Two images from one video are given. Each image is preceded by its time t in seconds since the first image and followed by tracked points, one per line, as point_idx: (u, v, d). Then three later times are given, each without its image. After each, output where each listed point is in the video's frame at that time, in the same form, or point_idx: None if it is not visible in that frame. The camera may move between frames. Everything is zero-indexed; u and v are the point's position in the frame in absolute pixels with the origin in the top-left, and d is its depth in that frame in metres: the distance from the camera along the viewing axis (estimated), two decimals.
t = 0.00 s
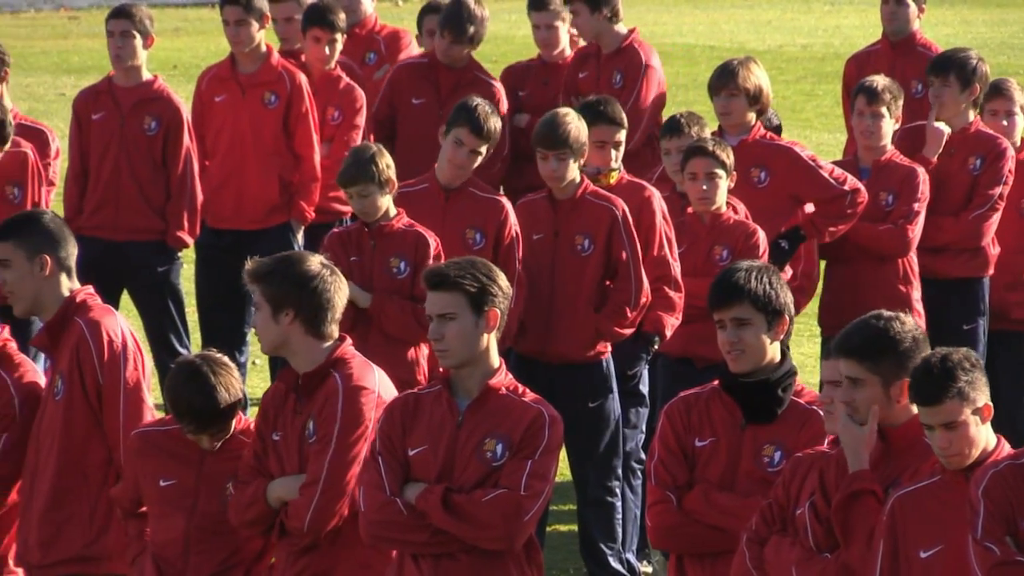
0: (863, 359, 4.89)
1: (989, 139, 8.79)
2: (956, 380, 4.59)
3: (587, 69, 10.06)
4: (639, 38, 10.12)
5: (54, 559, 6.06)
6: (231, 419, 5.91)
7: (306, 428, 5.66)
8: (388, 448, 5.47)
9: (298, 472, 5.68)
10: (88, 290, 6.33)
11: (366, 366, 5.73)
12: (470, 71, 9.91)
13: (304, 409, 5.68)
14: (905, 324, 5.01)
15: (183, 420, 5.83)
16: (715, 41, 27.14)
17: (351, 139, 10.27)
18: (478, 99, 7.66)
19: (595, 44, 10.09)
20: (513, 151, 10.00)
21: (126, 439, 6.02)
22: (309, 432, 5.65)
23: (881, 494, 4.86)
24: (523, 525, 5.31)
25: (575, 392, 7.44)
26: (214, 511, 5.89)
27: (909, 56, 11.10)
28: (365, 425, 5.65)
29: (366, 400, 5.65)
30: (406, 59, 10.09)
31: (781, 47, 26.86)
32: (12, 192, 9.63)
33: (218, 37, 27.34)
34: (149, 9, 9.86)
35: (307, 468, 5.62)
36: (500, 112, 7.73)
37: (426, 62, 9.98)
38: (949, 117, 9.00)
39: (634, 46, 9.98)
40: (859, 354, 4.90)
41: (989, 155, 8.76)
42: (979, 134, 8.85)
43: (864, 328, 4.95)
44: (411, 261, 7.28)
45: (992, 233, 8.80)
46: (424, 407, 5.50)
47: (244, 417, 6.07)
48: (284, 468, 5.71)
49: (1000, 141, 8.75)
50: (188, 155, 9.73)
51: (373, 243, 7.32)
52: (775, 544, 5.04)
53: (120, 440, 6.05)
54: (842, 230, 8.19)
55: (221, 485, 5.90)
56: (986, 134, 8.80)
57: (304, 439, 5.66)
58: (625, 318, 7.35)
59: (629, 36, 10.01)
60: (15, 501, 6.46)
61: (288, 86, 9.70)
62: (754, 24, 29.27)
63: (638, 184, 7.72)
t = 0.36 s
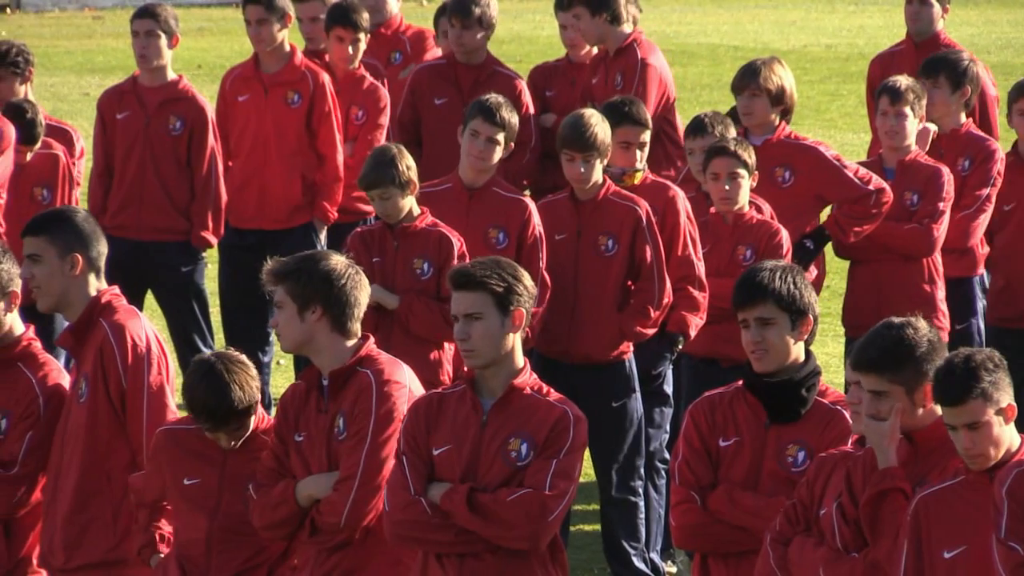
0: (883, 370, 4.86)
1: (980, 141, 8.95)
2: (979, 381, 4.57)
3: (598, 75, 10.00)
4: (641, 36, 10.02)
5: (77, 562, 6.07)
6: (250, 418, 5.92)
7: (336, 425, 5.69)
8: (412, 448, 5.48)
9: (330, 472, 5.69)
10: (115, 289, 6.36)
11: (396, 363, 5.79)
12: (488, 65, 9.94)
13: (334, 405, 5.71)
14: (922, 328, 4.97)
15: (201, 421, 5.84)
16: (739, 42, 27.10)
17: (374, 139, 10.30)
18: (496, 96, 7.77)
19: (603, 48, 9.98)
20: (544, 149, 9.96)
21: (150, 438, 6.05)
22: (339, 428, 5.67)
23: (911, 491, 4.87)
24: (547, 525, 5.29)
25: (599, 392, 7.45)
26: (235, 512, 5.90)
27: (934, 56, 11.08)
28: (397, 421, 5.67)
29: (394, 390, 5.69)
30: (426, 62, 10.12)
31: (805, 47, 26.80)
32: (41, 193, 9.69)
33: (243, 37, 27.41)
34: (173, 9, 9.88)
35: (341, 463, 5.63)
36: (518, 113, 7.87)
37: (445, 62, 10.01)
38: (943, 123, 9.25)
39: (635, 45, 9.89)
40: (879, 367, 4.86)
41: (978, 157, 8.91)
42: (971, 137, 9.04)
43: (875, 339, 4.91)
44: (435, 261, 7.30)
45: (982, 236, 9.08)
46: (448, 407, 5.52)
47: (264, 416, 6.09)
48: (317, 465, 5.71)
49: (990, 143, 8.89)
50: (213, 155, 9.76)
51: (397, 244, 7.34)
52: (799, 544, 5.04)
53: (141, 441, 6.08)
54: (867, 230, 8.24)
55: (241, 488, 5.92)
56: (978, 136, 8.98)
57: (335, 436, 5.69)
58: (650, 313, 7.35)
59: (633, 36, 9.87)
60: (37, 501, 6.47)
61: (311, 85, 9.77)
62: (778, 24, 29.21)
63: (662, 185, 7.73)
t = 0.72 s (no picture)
0: (908, 380, 4.83)
1: (981, 141, 9.27)
2: (1005, 381, 4.54)
3: (626, 75, 9.99)
4: (666, 36, 9.98)
5: (109, 564, 6.08)
6: (275, 389, 5.91)
7: (373, 425, 5.69)
8: (439, 448, 5.49)
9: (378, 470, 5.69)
10: (142, 290, 6.38)
11: (432, 365, 5.82)
12: (507, 65, 9.93)
13: (369, 406, 5.72)
14: (942, 330, 4.95)
15: (231, 384, 5.80)
16: (765, 42, 27.14)
17: (403, 139, 10.34)
18: (516, 95, 7.78)
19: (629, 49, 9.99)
20: (568, 147, 10.00)
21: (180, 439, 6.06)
22: (377, 429, 5.68)
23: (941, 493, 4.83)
24: (575, 525, 5.29)
25: (630, 392, 7.45)
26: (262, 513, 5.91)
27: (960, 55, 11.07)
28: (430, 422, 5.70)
29: (434, 392, 5.73)
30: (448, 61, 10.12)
31: (832, 47, 26.74)
32: (81, 193, 9.54)
33: (269, 37, 27.48)
34: (201, 9, 9.92)
35: (381, 464, 5.64)
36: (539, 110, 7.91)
37: (466, 62, 10.01)
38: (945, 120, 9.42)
39: (660, 44, 9.86)
40: (904, 378, 4.83)
41: (979, 157, 9.22)
42: (972, 134, 9.31)
43: (897, 354, 4.88)
44: (460, 261, 7.31)
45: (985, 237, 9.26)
46: (476, 407, 5.52)
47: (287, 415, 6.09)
48: (352, 467, 5.72)
49: (990, 143, 9.24)
50: (241, 155, 9.78)
51: (423, 245, 7.35)
52: (826, 544, 5.04)
53: (172, 442, 6.09)
54: (895, 230, 8.29)
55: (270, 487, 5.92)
56: (979, 136, 9.28)
57: (371, 436, 5.70)
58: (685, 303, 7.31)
59: (658, 35, 9.88)
60: (64, 499, 6.47)
61: (338, 85, 9.77)
62: (805, 24, 29.16)
63: (688, 184, 7.75)
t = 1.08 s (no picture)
0: (944, 377, 4.82)
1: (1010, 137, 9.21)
2: None
3: (660, 76, 9.98)
4: (701, 36, 10.00)
5: (144, 566, 6.09)
6: (315, 370, 5.97)
7: (415, 426, 5.72)
8: (474, 449, 5.50)
9: (421, 471, 5.71)
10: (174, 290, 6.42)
11: (474, 367, 5.86)
12: (540, 65, 9.94)
13: (410, 407, 5.75)
14: (980, 330, 4.94)
15: (273, 356, 5.88)
16: (798, 42, 27.09)
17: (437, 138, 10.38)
18: (547, 95, 7.80)
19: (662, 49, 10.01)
20: (603, 147, 9.99)
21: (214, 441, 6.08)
22: (420, 430, 5.71)
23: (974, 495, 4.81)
24: (609, 525, 5.29)
25: (662, 393, 7.45)
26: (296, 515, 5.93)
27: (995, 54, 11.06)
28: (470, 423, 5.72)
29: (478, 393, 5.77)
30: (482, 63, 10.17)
31: (865, 47, 26.66)
32: (137, 196, 9.49)
33: (302, 37, 27.56)
34: (235, 9, 9.97)
35: (426, 466, 5.67)
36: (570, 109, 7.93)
37: (501, 62, 10.05)
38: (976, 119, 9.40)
39: (695, 46, 9.88)
40: (940, 376, 4.83)
41: (1009, 155, 9.17)
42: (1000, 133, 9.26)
43: (933, 348, 4.86)
44: (494, 262, 7.33)
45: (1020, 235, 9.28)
46: (510, 406, 5.52)
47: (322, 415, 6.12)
48: (392, 468, 5.75)
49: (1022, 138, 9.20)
50: (275, 155, 9.83)
51: (456, 244, 7.39)
52: (860, 544, 5.03)
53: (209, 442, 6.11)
54: (930, 230, 8.28)
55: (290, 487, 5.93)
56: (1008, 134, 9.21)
57: (413, 436, 5.73)
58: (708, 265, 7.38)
59: (693, 36, 9.89)
60: (97, 500, 6.45)
61: (374, 85, 9.81)
62: (838, 24, 29.09)
63: (720, 183, 7.75)
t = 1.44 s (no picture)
0: (992, 359, 4.76)
1: None
2: None
3: (699, 71, 9.98)
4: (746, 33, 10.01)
5: (178, 568, 6.13)
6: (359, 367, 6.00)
7: (454, 426, 5.75)
8: (505, 448, 5.52)
9: (462, 471, 5.73)
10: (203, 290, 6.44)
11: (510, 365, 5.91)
12: (570, 65, 9.97)
13: (447, 407, 5.77)
14: None
15: (319, 346, 5.92)
16: (829, 42, 27.03)
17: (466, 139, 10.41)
18: (575, 94, 7.81)
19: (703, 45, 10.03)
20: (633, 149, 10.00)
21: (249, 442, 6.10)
22: (459, 429, 5.74)
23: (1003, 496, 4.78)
24: (639, 525, 5.31)
25: (692, 393, 7.47)
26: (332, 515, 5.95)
27: None
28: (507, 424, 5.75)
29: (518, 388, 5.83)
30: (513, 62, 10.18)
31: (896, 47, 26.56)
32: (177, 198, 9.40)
33: (333, 37, 27.61)
34: (266, 9, 10.04)
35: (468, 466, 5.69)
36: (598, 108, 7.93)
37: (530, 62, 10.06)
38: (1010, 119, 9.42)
39: (742, 41, 9.89)
40: (988, 356, 4.76)
41: None
42: None
43: (986, 329, 4.81)
44: (526, 262, 7.37)
45: None
46: (540, 406, 5.54)
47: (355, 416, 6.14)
48: (430, 468, 5.76)
49: None
50: (306, 155, 9.91)
51: (487, 245, 7.43)
52: (889, 544, 5.04)
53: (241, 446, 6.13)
54: (961, 231, 8.28)
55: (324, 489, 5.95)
56: None
57: (452, 435, 5.76)
58: (697, 222, 7.36)
59: (738, 32, 9.91)
60: (128, 501, 6.45)
61: (411, 85, 9.88)
62: (869, 24, 28.99)
63: (750, 183, 7.68)
